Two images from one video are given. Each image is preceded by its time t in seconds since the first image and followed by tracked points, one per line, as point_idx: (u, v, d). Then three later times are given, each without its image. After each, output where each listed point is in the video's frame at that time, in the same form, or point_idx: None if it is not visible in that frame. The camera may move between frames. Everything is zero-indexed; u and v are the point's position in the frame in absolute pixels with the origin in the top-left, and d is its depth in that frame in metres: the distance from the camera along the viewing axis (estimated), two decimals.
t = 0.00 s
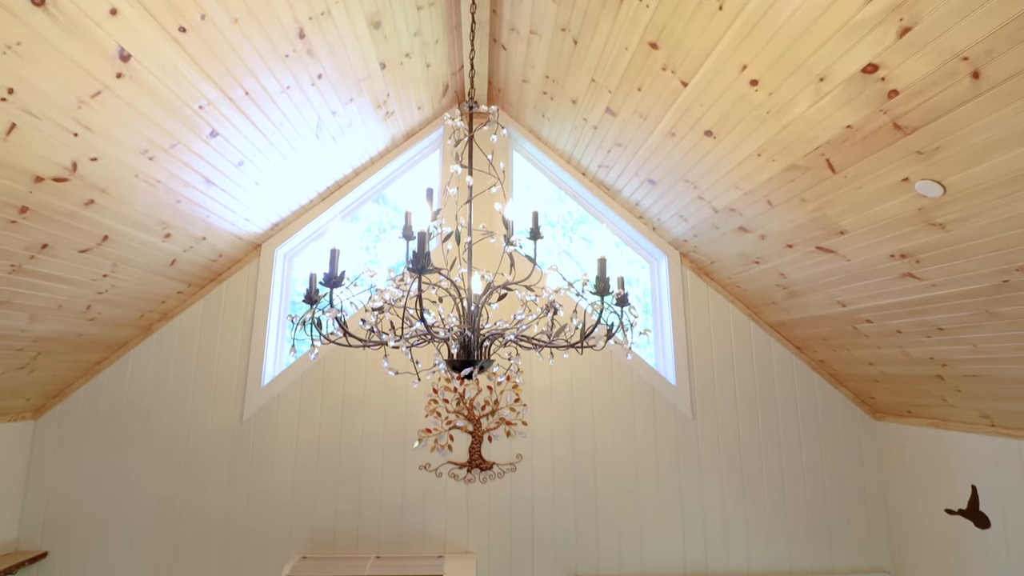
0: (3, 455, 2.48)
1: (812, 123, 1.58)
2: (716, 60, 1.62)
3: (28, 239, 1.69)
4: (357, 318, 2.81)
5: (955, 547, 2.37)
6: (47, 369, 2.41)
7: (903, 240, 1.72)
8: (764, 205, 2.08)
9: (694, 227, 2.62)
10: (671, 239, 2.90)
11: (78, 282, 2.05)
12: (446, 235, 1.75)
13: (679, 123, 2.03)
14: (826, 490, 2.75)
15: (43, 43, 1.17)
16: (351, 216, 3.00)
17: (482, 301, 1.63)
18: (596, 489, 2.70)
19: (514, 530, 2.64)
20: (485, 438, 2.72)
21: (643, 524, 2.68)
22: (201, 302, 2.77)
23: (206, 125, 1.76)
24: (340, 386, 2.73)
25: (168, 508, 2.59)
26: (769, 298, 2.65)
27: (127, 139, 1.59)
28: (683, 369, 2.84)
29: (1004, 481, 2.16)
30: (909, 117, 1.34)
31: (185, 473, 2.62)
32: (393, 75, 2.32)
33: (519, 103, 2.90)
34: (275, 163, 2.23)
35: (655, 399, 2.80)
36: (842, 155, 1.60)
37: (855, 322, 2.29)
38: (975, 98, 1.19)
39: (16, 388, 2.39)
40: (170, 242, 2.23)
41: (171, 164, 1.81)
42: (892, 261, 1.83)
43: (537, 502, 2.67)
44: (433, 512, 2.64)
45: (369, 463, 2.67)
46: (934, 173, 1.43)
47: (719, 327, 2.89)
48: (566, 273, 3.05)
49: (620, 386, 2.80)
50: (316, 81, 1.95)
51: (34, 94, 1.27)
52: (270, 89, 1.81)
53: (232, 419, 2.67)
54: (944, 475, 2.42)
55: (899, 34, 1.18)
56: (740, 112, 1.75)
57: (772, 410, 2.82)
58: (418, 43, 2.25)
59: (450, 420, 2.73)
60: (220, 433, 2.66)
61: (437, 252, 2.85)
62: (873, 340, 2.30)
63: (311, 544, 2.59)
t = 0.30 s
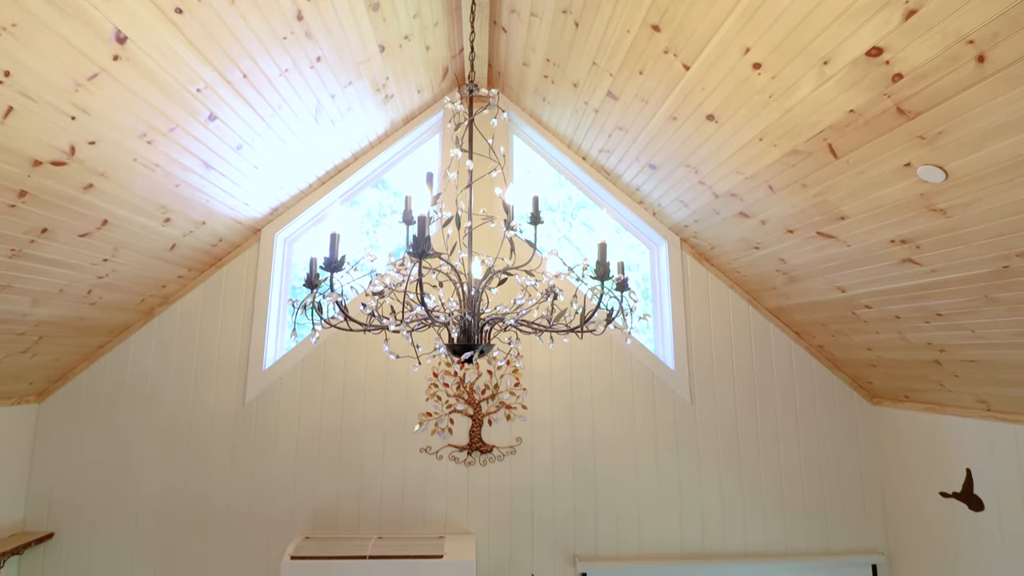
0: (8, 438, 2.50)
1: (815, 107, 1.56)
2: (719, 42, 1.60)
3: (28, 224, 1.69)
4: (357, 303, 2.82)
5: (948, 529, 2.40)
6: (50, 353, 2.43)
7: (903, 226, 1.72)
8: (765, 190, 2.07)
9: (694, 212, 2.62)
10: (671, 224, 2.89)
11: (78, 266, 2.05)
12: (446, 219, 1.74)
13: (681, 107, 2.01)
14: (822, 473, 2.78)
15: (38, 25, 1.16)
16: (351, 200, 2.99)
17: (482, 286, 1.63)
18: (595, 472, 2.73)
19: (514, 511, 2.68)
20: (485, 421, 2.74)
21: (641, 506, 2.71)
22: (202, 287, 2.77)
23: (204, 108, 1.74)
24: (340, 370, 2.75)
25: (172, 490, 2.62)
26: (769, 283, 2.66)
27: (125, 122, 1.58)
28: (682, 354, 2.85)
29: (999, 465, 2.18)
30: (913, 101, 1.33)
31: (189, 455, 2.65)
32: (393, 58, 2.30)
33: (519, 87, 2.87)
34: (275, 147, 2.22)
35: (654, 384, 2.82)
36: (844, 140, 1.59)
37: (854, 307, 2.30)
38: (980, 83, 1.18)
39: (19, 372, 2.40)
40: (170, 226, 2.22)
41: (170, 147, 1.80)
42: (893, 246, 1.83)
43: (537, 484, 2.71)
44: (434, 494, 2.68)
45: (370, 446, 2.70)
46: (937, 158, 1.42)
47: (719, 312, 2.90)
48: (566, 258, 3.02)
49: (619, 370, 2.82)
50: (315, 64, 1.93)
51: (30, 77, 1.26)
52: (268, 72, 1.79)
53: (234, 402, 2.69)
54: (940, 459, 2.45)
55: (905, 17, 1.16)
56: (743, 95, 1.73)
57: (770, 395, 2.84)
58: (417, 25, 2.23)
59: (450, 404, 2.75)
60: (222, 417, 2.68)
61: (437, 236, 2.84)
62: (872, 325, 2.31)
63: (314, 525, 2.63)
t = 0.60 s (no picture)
0: (12, 421, 2.52)
1: (818, 91, 1.55)
2: (722, 25, 1.58)
3: (27, 208, 1.68)
4: (357, 287, 2.82)
5: (942, 512, 2.44)
6: (52, 337, 2.44)
7: (904, 211, 1.72)
8: (766, 175, 2.07)
9: (695, 198, 2.61)
10: (672, 209, 2.89)
11: (78, 251, 2.05)
12: (446, 204, 1.74)
13: (683, 91, 1.99)
14: (818, 457, 2.81)
15: (33, 6, 1.15)
16: (350, 185, 2.98)
17: (482, 271, 1.63)
18: (594, 455, 2.76)
19: (513, 493, 2.71)
20: (485, 405, 2.76)
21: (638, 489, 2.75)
22: (202, 271, 2.78)
23: (201, 92, 1.73)
24: (341, 354, 2.76)
25: (175, 472, 2.66)
26: (769, 269, 2.66)
27: (122, 106, 1.56)
28: (681, 339, 2.86)
29: (993, 449, 2.20)
30: (917, 85, 1.32)
31: (191, 438, 2.68)
32: (391, 40, 2.27)
33: (519, 70, 2.84)
34: (273, 131, 2.20)
35: (652, 368, 2.84)
36: (847, 124, 1.58)
37: (853, 293, 2.30)
38: (984, 66, 1.17)
39: (21, 356, 2.41)
40: (170, 210, 2.22)
41: (168, 131, 1.79)
42: (893, 232, 1.83)
43: (536, 467, 2.74)
44: (435, 477, 2.71)
45: (371, 429, 2.73)
46: (939, 143, 1.42)
47: (718, 297, 2.90)
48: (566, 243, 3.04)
49: (619, 355, 2.84)
50: (313, 46, 1.91)
51: (26, 59, 1.24)
52: (266, 55, 1.77)
53: (236, 386, 2.71)
54: (935, 443, 2.47)
55: None
56: (745, 79, 1.72)
57: (768, 379, 2.86)
58: (416, 7, 2.20)
59: (450, 388, 2.77)
60: (224, 400, 2.70)
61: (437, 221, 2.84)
62: (870, 311, 2.32)
63: (316, 507, 2.66)
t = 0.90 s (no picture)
0: (16, 405, 2.54)
1: (821, 74, 1.54)
2: (725, 7, 1.56)
3: (26, 192, 1.68)
4: (357, 272, 2.82)
5: (936, 494, 2.47)
6: (53, 322, 2.45)
7: (905, 196, 1.72)
8: (767, 160, 2.05)
9: (695, 183, 2.60)
10: (672, 194, 2.88)
11: (77, 235, 2.05)
12: (446, 188, 1.73)
13: (685, 75, 1.98)
14: (815, 441, 2.84)
15: None
16: (350, 169, 2.97)
17: (482, 256, 1.63)
18: (593, 439, 2.79)
19: (513, 476, 2.75)
20: (485, 389, 2.78)
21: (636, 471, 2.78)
22: (202, 256, 2.78)
23: (199, 75, 1.71)
24: (342, 338, 2.77)
25: (179, 455, 2.68)
26: (769, 254, 2.66)
27: (120, 89, 1.55)
28: (681, 324, 2.87)
29: (988, 433, 2.22)
30: (920, 69, 1.31)
31: (194, 421, 2.70)
32: (390, 23, 2.24)
33: (520, 53, 2.81)
34: (271, 115, 2.19)
35: (651, 353, 2.85)
36: (849, 109, 1.57)
37: (853, 279, 2.31)
38: (988, 50, 1.16)
39: (23, 340, 2.42)
40: (169, 195, 2.21)
41: (166, 114, 1.78)
42: (893, 218, 1.83)
43: (535, 450, 2.77)
44: (435, 460, 2.74)
45: (372, 412, 2.75)
46: (941, 128, 1.41)
47: (718, 283, 2.91)
48: (566, 229, 3.01)
49: (618, 340, 2.85)
50: (311, 28, 1.89)
51: (22, 42, 1.23)
52: (264, 37, 1.76)
53: (237, 370, 2.73)
54: (931, 427, 2.49)
55: None
56: (748, 62, 1.70)
57: (765, 364, 2.87)
58: None
59: (450, 372, 2.78)
60: (226, 384, 2.72)
61: (437, 206, 2.83)
62: (869, 297, 2.33)
63: (318, 489, 2.70)
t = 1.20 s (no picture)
0: (18, 388, 2.56)
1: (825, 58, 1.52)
2: None
3: (24, 176, 1.67)
4: (357, 257, 2.82)
5: (930, 478, 2.50)
6: (54, 307, 2.45)
7: (907, 182, 1.71)
8: (769, 144, 2.04)
9: (696, 168, 2.59)
10: (672, 179, 2.86)
11: (76, 219, 2.05)
12: (446, 173, 1.72)
13: (686, 58, 1.96)
14: (811, 425, 2.87)
15: None
16: (349, 153, 2.95)
17: (482, 241, 1.63)
18: (592, 422, 2.81)
19: (512, 459, 2.78)
20: (485, 373, 2.80)
21: (634, 454, 2.81)
22: (202, 240, 2.77)
23: (196, 57, 1.70)
24: (342, 323, 2.78)
25: (181, 438, 2.71)
26: (769, 240, 2.65)
27: (116, 71, 1.54)
28: (680, 309, 2.88)
29: (983, 417, 2.24)
30: (925, 53, 1.30)
31: (196, 405, 2.72)
32: (389, 4, 2.21)
33: (520, 35, 2.78)
34: (269, 98, 2.17)
35: (650, 338, 2.86)
36: (852, 93, 1.56)
37: (852, 264, 2.31)
38: (994, 34, 1.15)
39: (24, 324, 2.43)
40: (167, 179, 2.20)
41: (163, 98, 1.77)
42: (895, 203, 1.82)
43: (534, 434, 2.79)
44: (435, 443, 2.76)
45: (373, 396, 2.77)
46: (945, 112, 1.40)
47: (717, 268, 2.91)
48: (566, 213, 3.00)
49: (617, 325, 2.86)
50: (309, 10, 1.86)
51: (16, 23, 1.22)
52: (261, 20, 1.73)
53: (238, 354, 2.74)
54: (927, 412, 2.51)
55: None
56: (751, 45, 1.68)
57: (764, 349, 2.89)
58: None
59: (450, 356, 2.80)
60: (227, 368, 2.74)
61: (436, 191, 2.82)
62: (869, 283, 2.33)
63: (320, 471, 2.73)
